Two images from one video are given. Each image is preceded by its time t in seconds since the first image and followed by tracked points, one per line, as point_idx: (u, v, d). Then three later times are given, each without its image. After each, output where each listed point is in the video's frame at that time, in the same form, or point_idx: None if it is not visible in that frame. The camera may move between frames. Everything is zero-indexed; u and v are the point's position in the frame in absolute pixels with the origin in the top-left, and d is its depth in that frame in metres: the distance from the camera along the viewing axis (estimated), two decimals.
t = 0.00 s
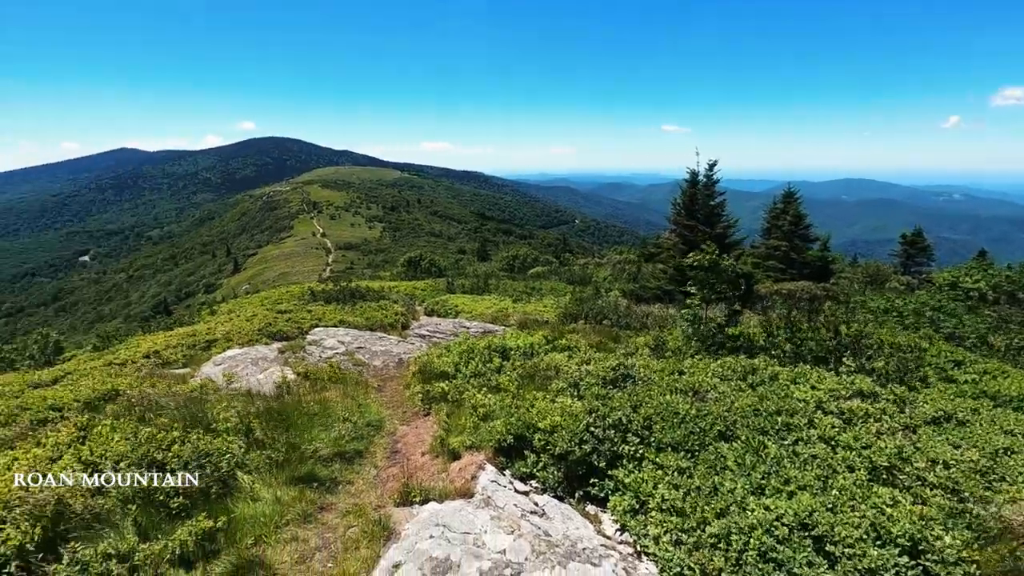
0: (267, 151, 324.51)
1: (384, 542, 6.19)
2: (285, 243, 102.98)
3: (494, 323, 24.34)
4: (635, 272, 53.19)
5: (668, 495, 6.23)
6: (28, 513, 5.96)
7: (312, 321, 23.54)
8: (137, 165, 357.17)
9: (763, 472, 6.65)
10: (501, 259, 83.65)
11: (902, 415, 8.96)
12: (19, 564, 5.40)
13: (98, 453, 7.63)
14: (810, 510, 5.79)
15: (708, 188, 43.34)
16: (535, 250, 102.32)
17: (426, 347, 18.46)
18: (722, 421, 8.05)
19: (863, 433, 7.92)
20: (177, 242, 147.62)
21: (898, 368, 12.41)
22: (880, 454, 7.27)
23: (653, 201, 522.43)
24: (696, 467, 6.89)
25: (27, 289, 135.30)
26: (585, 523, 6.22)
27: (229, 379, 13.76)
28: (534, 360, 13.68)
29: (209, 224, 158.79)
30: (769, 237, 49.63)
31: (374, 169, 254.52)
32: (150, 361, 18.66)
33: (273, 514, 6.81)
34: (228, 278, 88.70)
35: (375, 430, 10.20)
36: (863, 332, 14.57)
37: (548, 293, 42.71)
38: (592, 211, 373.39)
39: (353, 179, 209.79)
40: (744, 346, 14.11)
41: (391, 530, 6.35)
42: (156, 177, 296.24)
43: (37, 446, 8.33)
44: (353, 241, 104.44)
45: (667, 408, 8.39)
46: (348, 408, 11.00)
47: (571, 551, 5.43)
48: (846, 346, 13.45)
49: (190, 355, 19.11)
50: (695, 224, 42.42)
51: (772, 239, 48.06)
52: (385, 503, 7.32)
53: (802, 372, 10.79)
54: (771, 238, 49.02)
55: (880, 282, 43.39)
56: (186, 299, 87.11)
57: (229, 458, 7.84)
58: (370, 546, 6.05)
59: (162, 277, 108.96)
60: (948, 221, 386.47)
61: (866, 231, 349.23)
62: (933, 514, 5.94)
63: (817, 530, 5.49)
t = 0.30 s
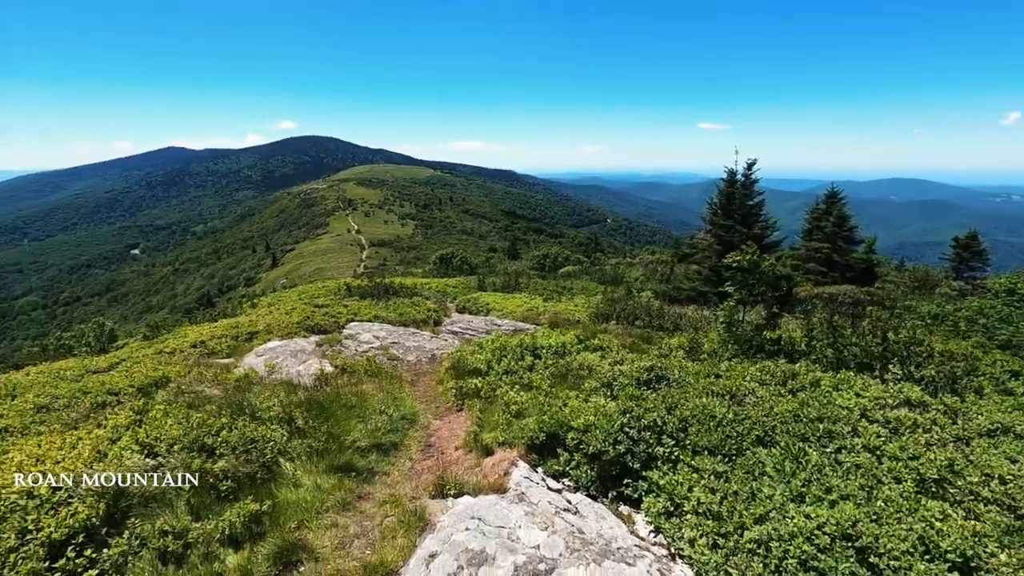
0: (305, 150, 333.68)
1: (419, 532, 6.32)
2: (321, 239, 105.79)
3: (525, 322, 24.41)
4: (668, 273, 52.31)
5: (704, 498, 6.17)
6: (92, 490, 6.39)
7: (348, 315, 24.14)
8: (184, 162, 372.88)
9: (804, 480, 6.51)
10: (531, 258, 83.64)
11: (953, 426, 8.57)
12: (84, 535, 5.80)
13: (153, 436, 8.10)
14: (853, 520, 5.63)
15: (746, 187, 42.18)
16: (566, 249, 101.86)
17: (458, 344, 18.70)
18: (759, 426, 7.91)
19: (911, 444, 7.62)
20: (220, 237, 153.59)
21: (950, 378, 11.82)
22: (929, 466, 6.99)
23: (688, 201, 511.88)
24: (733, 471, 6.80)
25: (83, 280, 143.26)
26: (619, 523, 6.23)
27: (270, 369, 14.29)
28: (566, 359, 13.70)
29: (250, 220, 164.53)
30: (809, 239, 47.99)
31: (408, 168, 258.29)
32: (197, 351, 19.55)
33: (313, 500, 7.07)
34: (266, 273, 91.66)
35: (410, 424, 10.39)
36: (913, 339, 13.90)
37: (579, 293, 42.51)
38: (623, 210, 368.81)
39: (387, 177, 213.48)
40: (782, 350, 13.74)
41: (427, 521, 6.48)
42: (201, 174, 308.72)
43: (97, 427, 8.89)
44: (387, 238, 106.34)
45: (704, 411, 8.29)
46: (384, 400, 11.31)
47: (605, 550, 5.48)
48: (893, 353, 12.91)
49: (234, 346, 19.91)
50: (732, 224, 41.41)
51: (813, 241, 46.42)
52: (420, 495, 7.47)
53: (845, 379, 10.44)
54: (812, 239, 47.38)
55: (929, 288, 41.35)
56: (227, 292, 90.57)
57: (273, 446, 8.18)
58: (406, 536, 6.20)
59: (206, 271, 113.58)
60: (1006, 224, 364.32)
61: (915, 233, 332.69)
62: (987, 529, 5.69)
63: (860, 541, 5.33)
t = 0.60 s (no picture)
0: (344, 150, 342.22)
1: (457, 526, 6.43)
2: (358, 237, 108.24)
3: (559, 322, 24.38)
4: (705, 276, 51.16)
5: (745, 507, 6.06)
6: (153, 471, 6.81)
7: (385, 312, 24.68)
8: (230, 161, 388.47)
9: (851, 492, 6.30)
10: (564, 258, 83.24)
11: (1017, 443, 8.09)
12: (146, 513, 6.16)
13: (207, 422, 8.55)
14: (906, 536, 5.42)
15: (789, 190, 40.84)
16: (599, 250, 100.94)
17: (492, 343, 18.87)
18: (804, 435, 7.70)
19: (968, 460, 7.26)
20: (263, 233, 159.32)
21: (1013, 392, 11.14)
22: (988, 484, 6.65)
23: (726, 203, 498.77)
24: (776, 480, 6.65)
25: (136, 273, 151.25)
26: (655, 527, 6.19)
27: (312, 362, 14.76)
28: (601, 360, 13.64)
29: (291, 217, 169.91)
30: (857, 243, 46.04)
31: (443, 168, 261.29)
32: (243, 342, 20.38)
33: (355, 490, 7.28)
34: (305, 269, 94.52)
35: (446, 420, 10.56)
36: (971, 351, 13.16)
37: (613, 295, 42.13)
38: (658, 212, 362.63)
39: (422, 176, 216.50)
40: (827, 358, 13.27)
41: (464, 516, 6.58)
42: (246, 173, 320.89)
43: (155, 412, 9.43)
44: (421, 237, 107.94)
45: (745, 418, 8.13)
46: (421, 396, 11.55)
47: (643, 553, 5.46)
48: (948, 365, 12.28)
49: (277, 339, 20.67)
50: (774, 228, 40.14)
51: (860, 246, 44.52)
52: (456, 489, 7.57)
53: (896, 390, 10.01)
54: (859, 244, 45.44)
55: (988, 297, 39.00)
56: (269, 287, 93.87)
57: (317, 437, 8.49)
58: (444, 529, 6.32)
59: (249, 266, 118.03)
60: None
61: (973, 239, 313.85)
62: None
63: (911, 558, 5.14)
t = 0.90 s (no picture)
0: (383, 150, 349.26)
1: (495, 521, 6.50)
2: (394, 235, 110.29)
3: (594, 324, 24.21)
4: (745, 280, 49.70)
5: (791, 516, 5.92)
6: (211, 453, 7.20)
7: (421, 309, 25.09)
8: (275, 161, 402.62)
9: (905, 507, 6.05)
10: (599, 259, 82.46)
11: None
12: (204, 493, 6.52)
13: (257, 410, 8.95)
14: (966, 557, 5.17)
15: (838, 192, 39.20)
16: (635, 252, 99.42)
17: (527, 342, 18.92)
18: (854, 446, 7.43)
19: None
20: (304, 231, 164.52)
21: None
22: None
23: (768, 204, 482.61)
24: (823, 490, 6.45)
25: (187, 267, 158.90)
26: (696, 532, 6.11)
27: (353, 357, 15.19)
28: (639, 363, 13.49)
29: (331, 216, 174.77)
30: (910, 248, 43.74)
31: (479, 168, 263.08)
32: (286, 336, 21.13)
33: (396, 482, 7.46)
34: (344, 266, 97.04)
35: (483, 417, 10.67)
36: None
37: (649, 297, 41.50)
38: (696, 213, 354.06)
39: (458, 176, 218.71)
40: (879, 367, 12.71)
41: (503, 511, 6.66)
42: (289, 172, 332.03)
43: (210, 399, 9.95)
44: (456, 236, 109.12)
45: (790, 426, 7.91)
46: (459, 393, 11.72)
47: (684, 558, 5.43)
48: (1013, 379, 11.53)
49: (319, 333, 21.34)
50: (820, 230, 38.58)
51: (914, 251, 42.29)
52: (494, 485, 7.66)
53: (954, 403, 9.52)
54: (913, 249, 43.16)
55: None
56: (308, 282, 96.90)
57: (359, 429, 8.75)
58: (482, 523, 6.41)
59: (290, 262, 122.11)
60: None
61: None
62: None
63: None
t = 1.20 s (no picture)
0: (421, 151, 354.87)
1: (533, 517, 6.57)
2: (430, 234, 111.95)
3: (630, 326, 23.99)
4: (789, 284, 48.03)
5: (838, 527, 5.76)
6: (263, 440, 7.57)
7: (457, 308, 25.43)
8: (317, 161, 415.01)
9: (964, 524, 5.77)
10: (634, 261, 81.36)
11: None
12: (257, 478, 6.88)
13: (305, 400, 9.33)
14: None
15: (890, 194, 37.45)
16: (671, 254, 97.58)
17: (563, 343, 18.92)
18: (907, 458, 7.16)
19: None
20: (344, 229, 169.03)
21: None
22: None
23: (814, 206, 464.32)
24: (874, 503, 6.22)
25: (233, 262, 165.86)
26: (737, 539, 6.02)
27: (392, 352, 15.57)
28: (677, 366, 13.32)
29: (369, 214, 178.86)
30: (971, 254, 41.28)
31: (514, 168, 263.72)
32: (329, 330, 21.84)
33: (436, 475, 7.63)
34: (381, 264, 99.05)
35: (519, 415, 10.77)
36: None
37: (686, 300, 40.73)
38: (736, 215, 344.13)
39: (494, 176, 219.90)
40: (935, 379, 12.11)
41: (540, 508, 6.73)
42: (330, 172, 341.63)
43: (260, 389, 10.42)
44: (490, 235, 109.83)
45: (839, 435, 7.67)
46: (496, 390, 11.88)
47: (726, 563, 5.37)
48: None
49: (359, 329, 21.95)
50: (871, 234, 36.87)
51: (975, 257, 39.91)
52: (532, 482, 7.75)
53: (1019, 418, 8.98)
54: (973, 255, 40.74)
55: None
56: (347, 279, 99.54)
57: (401, 423, 9.00)
58: (520, 519, 6.48)
59: (330, 260, 125.68)
60: None
61: None
62: None
63: None
